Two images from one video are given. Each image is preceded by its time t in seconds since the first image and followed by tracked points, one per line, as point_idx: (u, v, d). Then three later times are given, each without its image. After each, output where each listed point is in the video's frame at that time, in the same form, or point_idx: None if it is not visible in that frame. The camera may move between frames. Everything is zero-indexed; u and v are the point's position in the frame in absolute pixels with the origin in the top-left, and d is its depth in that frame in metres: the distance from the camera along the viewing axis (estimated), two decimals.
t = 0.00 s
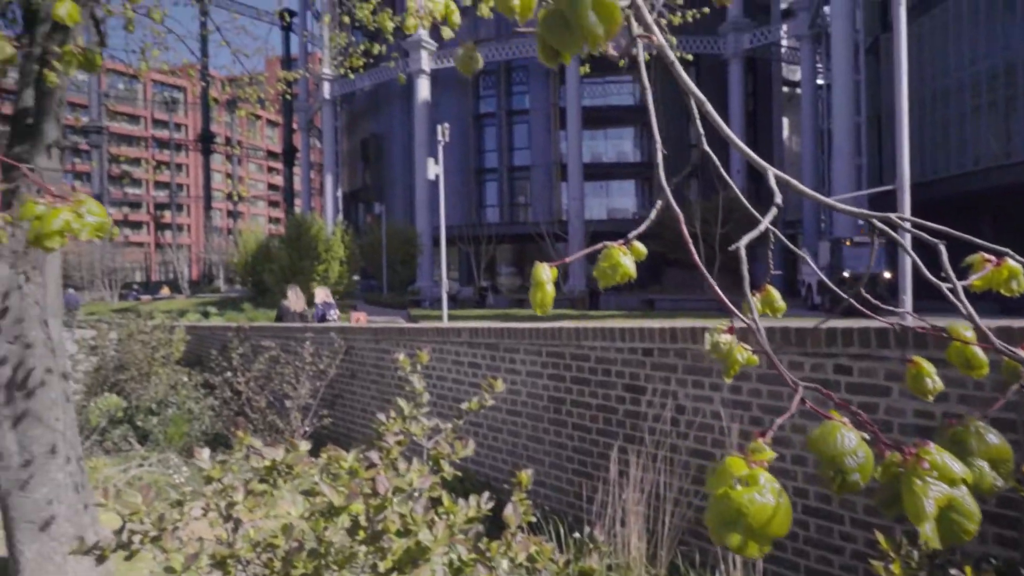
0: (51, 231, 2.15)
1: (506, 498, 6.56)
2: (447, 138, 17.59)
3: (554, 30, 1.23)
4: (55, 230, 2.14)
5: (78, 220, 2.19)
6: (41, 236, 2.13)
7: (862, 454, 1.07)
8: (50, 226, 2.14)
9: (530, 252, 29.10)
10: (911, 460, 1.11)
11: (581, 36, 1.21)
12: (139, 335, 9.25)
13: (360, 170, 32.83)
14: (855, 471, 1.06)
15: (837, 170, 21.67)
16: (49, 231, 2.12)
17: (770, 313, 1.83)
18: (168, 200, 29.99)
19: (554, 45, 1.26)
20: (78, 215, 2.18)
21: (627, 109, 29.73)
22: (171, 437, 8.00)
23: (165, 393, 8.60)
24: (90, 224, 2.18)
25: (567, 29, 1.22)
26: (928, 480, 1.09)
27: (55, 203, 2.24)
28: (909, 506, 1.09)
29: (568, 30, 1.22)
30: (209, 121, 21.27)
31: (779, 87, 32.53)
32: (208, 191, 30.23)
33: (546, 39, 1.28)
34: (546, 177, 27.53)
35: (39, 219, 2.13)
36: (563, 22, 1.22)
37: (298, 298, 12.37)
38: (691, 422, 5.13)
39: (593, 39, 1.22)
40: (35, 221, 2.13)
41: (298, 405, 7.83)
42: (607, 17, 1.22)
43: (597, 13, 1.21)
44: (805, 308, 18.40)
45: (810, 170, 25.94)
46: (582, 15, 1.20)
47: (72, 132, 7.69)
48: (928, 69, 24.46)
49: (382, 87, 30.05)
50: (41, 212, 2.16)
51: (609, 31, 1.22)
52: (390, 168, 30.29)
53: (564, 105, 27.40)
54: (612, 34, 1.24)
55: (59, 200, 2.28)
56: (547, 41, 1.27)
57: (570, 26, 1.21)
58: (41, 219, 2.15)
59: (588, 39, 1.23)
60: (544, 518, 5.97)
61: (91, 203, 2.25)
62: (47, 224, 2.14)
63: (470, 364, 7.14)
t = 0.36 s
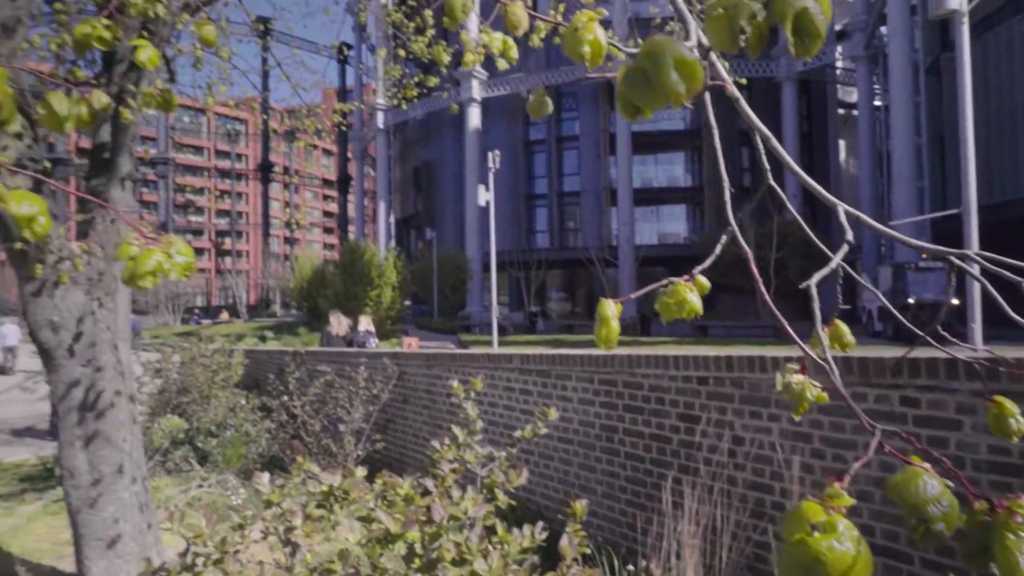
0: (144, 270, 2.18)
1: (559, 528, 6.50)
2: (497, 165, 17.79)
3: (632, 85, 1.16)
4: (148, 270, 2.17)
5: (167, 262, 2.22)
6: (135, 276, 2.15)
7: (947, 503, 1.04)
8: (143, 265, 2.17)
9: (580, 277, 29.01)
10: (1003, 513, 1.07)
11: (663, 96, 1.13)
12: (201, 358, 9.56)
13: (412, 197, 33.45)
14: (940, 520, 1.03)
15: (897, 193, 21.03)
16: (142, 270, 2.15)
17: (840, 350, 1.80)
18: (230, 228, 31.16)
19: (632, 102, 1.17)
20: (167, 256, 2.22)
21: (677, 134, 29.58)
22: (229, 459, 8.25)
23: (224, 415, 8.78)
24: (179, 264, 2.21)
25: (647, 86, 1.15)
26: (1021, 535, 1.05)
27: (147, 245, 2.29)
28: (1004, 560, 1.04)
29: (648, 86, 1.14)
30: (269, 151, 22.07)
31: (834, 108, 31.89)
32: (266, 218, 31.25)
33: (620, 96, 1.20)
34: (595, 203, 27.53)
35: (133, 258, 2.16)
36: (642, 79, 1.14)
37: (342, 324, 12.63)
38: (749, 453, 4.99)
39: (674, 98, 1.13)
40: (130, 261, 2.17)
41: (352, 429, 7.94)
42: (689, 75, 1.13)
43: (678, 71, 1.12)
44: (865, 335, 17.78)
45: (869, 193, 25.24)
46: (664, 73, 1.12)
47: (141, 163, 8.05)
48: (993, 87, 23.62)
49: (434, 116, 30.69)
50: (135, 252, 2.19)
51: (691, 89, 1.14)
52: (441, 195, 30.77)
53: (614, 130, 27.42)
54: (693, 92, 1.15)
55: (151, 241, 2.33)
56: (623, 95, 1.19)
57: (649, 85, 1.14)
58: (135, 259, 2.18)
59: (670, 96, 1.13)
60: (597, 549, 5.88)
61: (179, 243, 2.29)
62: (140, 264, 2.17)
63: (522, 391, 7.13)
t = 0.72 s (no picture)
0: (219, 307, 2.68)
1: (609, 559, 6.39)
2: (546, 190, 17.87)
3: (697, 141, 1.14)
4: (222, 308, 2.66)
5: (239, 300, 2.72)
6: (212, 313, 2.65)
7: None
8: (218, 304, 2.66)
9: (628, 301, 28.75)
10: None
11: (732, 152, 1.12)
12: (256, 381, 9.81)
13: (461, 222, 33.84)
14: None
15: (960, 215, 20.27)
16: (218, 309, 2.65)
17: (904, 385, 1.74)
18: (286, 253, 32.06)
19: (696, 156, 1.16)
20: (240, 294, 2.73)
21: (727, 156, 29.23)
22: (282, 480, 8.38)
23: (278, 438, 8.99)
24: (249, 301, 2.72)
25: (713, 141, 1.13)
26: None
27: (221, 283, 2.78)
28: None
29: (714, 143, 1.13)
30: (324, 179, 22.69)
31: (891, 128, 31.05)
32: (320, 243, 32.05)
33: (686, 151, 1.18)
34: (644, 226, 27.36)
35: (210, 296, 2.65)
36: (710, 135, 1.13)
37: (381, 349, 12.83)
38: (806, 486, 4.82)
39: (743, 156, 1.12)
40: (207, 299, 2.66)
41: (402, 453, 8.00)
42: (758, 132, 1.12)
43: (748, 129, 1.11)
44: (928, 363, 17.09)
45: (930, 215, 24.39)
46: (733, 132, 1.11)
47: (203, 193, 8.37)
48: None
49: (483, 142, 31.12)
50: (210, 292, 2.68)
51: (761, 146, 1.12)
52: (490, 220, 31.04)
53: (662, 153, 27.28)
54: (762, 148, 1.14)
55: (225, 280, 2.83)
56: (689, 150, 1.17)
57: (717, 140, 1.12)
58: (212, 297, 2.67)
59: (738, 155, 1.12)
60: None
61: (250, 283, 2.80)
62: (216, 301, 2.66)
63: (571, 418, 7.08)
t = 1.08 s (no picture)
0: (291, 347, 2.57)
1: None
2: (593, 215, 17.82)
3: (777, 193, 1.12)
4: (293, 347, 2.55)
5: (309, 340, 2.60)
6: (283, 351, 2.55)
7: None
8: (290, 343, 2.56)
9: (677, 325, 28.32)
10: None
11: (815, 206, 1.10)
12: (308, 406, 9.96)
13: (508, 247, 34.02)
14: None
15: None
16: (289, 347, 2.54)
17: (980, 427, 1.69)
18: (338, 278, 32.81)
19: (776, 209, 1.13)
20: (310, 333, 2.61)
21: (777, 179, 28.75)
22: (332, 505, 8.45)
23: (328, 462, 9.10)
24: (320, 340, 2.60)
25: (796, 194, 1.11)
26: None
27: (294, 321, 2.67)
28: None
29: (798, 196, 1.11)
30: (375, 205, 23.19)
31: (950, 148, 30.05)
32: (369, 269, 32.62)
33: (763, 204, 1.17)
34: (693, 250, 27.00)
35: (281, 336, 2.57)
36: (790, 188, 1.11)
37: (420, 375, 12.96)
38: (870, 520, 4.61)
39: (825, 209, 1.10)
40: (279, 337, 2.58)
41: (450, 479, 7.99)
42: (841, 186, 1.11)
43: (831, 181, 1.10)
44: (998, 391, 16.27)
45: (995, 236, 23.40)
46: (816, 185, 1.10)
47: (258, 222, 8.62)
48: None
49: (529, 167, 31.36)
50: (282, 330, 2.61)
51: (844, 199, 1.11)
52: (536, 245, 31.13)
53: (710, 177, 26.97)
54: (845, 201, 1.13)
55: (297, 318, 2.72)
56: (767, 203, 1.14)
57: (799, 195, 1.11)
58: (283, 336, 2.59)
59: (820, 207, 1.10)
60: None
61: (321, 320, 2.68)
62: (288, 341, 2.57)
63: (621, 446, 6.99)
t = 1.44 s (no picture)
0: (359, 385, 2.82)
1: None
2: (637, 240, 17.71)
3: (853, 252, 1.12)
4: (362, 386, 2.80)
5: (375, 379, 2.86)
6: (352, 391, 2.79)
7: None
8: (358, 382, 2.80)
9: (725, 350, 27.75)
10: None
11: (895, 268, 1.08)
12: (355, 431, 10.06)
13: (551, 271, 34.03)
14: None
15: None
16: (358, 387, 2.78)
17: None
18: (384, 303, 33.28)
19: (854, 267, 1.13)
20: (376, 373, 2.87)
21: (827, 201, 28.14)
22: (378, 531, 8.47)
23: (374, 487, 9.18)
24: (385, 379, 2.87)
25: (872, 252, 1.11)
26: None
27: (360, 360, 2.93)
28: None
29: (875, 254, 1.10)
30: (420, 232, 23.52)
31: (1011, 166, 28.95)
32: (414, 295, 33.02)
33: (840, 263, 1.17)
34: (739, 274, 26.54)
35: (351, 375, 2.80)
36: (869, 247, 1.10)
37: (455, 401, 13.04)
38: (934, 557, 4.40)
39: (905, 270, 1.08)
40: (348, 376, 2.82)
41: (495, 507, 7.94)
42: (921, 246, 1.08)
43: (910, 244, 1.08)
44: None
45: None
46: (896, 246, 1.09)
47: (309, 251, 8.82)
48: None
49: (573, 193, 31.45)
50: (350, 369, 2.85)
51: (925, 259, 1.09)
52: (580, 269, 31.07)
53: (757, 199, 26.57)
54: (926, 261, 1.10)
55: (363, 359, 2.97)
56: (843, 262, 1.15)
57: (877, 254, 1.10)
58: (352, 374, 2.84)
59: (900, 268, 1.09)
60: None
61: (385, 360, 2.95)
62: (357, 380, 2.81)
63: (669, 476, 6.86)
